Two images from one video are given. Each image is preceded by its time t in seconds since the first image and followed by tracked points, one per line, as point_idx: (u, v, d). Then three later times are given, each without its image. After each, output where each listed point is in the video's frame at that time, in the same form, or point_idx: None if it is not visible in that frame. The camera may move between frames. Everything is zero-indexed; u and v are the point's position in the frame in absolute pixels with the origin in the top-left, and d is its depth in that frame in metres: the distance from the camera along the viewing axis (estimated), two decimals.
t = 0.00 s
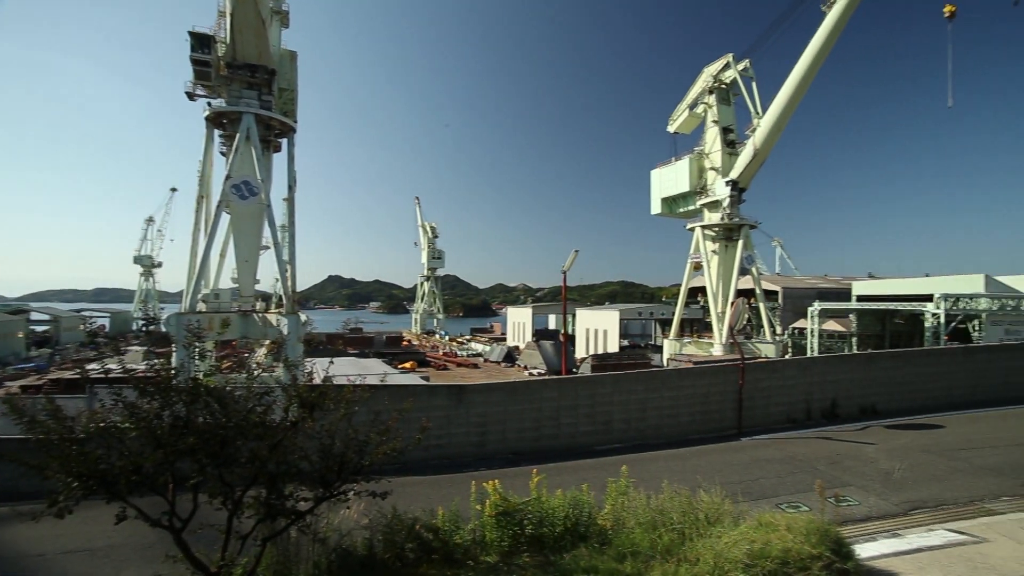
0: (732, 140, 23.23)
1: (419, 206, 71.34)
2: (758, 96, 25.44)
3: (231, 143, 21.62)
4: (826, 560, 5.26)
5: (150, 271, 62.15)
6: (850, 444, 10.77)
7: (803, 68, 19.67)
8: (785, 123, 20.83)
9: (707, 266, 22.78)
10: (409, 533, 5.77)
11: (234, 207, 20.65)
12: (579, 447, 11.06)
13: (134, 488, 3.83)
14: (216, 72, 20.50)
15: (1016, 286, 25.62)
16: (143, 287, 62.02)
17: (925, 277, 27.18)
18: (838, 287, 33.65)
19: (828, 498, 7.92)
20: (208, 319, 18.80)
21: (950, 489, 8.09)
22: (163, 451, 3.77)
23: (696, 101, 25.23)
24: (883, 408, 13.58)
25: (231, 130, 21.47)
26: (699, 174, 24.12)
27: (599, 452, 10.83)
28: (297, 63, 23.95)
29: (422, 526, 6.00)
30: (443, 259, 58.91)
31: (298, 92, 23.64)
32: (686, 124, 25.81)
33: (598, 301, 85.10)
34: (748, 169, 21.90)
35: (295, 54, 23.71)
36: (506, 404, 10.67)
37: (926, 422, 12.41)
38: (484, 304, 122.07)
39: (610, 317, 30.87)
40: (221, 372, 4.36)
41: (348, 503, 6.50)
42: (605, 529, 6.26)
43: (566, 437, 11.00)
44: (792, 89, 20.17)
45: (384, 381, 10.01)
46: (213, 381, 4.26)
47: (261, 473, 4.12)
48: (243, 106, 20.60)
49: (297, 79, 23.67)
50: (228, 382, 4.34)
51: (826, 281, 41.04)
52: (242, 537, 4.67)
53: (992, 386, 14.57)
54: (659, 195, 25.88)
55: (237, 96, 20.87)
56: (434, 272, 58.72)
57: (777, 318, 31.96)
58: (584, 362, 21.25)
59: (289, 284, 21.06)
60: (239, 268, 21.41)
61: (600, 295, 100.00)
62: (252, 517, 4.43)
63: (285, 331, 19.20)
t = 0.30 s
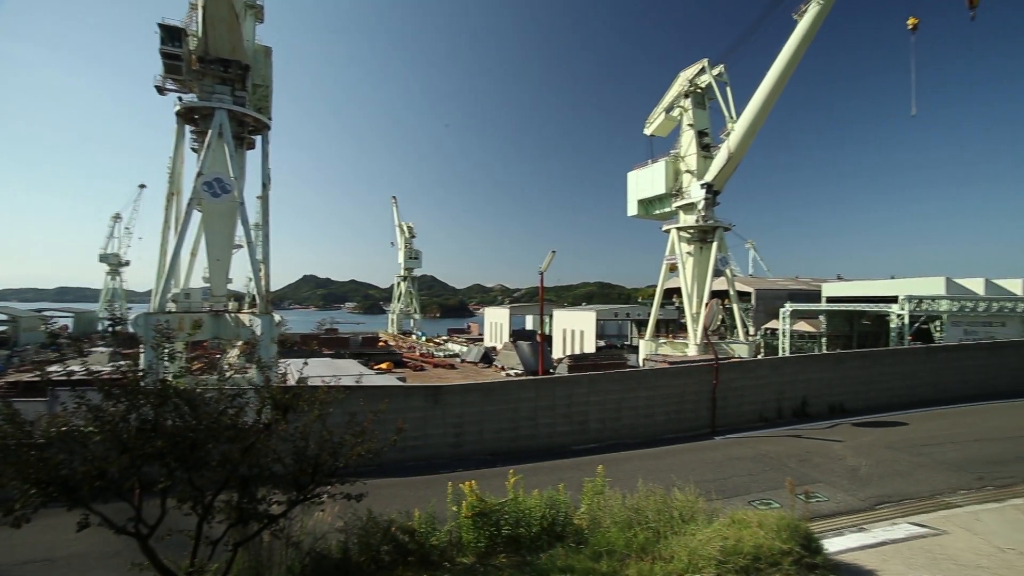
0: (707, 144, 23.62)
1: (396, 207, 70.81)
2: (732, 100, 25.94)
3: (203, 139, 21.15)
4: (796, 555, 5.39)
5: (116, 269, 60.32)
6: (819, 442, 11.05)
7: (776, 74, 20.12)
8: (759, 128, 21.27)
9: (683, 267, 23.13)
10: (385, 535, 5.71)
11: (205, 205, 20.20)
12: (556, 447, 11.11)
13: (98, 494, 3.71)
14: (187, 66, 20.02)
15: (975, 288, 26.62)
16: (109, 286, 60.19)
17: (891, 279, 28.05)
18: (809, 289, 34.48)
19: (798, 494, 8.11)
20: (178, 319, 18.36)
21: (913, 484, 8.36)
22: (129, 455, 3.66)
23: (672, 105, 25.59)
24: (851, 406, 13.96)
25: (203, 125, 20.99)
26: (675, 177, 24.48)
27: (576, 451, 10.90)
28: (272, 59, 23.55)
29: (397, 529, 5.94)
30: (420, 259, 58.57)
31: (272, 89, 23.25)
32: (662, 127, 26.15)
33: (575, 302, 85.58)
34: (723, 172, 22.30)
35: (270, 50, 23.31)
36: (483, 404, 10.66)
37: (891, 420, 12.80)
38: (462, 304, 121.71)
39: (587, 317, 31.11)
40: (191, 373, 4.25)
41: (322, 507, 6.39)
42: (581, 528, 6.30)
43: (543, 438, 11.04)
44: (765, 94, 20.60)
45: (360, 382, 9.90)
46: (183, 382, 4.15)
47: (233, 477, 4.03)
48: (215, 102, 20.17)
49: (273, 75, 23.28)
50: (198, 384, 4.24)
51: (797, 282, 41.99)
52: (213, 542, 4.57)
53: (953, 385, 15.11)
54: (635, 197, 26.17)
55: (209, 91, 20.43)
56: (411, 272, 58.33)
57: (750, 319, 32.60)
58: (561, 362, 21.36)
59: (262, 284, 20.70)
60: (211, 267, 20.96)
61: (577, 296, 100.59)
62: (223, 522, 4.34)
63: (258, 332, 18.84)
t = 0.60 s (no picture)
0: (684, 147, 23.95)
1: (374, 206, 70.15)
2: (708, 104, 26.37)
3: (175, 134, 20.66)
4: (768, 551, 5.51)
5: (80, 267, 58.44)
6: (791, 440, 11.30)
7: (751, 80, 20.52)
8: (734, 132, 21.66)
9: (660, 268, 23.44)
10: (361, 537, 5.65)
11: (177, 202, 19.74)
12: (534, 447, 11.14)
13: (61, 500, 3.58)
14: (158, 59, 19.52)
15: (939, 290, 27.57)
16: (73, 285, 58.26)
17: (859, 281, 28.86)
18: (781, 290, 35.24)
19: (770, 492, 8.29)
20: (148, 319, 17.90)
21: (880, 479, 8.62)
22: (95, 459, 3.54)
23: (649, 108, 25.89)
24: (822, 405, 14.30)
25: (174, 121, 20.52)
26: (652, 179, 24.78)
27: (553, 451, 10.94)
28: (247, 54, 23.08)
29: (374, 531, 5.87)
30: (397, 259, 58.14)
31: (247, 84, 22.83)
32: (640, 129, 26.44)
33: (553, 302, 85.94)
34: (699, 174, 22.65)
35: (245, 44, 22.89)
36: (461, 405, 10.63)
37: (859, 418, 13.16)
38: (440, 305, 121.18)
39: (565, 318, 31.30)
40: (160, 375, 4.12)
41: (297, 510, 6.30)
42: (559, 528, 6.33)
43: (521, 438, 11.06)
44: (740, 99, 20.99)
45: (336, 383, 9.78)
46: (152, 384, 4.03)
47: (204, 480, 3.94)
48: (187, 97, 19.73)
49: (247, 71, 22.84)
50: (168, 386, 4.13)
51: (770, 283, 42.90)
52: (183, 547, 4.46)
53: (917, 383, 15.62)
54: (613, 199, 26.40)
55: (181, 86, 19.96)
56: (388, 272, 57.86)
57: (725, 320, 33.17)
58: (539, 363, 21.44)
59: (236, 283, 20.32)
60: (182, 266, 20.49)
61: (555, 297, 101.03)
62: (194, 527, 4.25)
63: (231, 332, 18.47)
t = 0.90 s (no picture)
0: (663, 149, 24.22)
1: (353, 206, 69.43)
2: (687, 107, 26.72)
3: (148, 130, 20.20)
4: (745, 548, 5.59)
5: (47, 266, 56.66)
6: (766, 439, 11.51)
7: (729, 84, 20.85)
8: (712, 135, 21.98)
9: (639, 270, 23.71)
10: (339, 540, 5.56)
11: (150, 199, 19.32)
12: (514, 448, 11.15)
13: (26, 506, 3.46)
14: (130, 53, 19.06)
15: (909, 291, 28.35)
16: (39, 284, 56.47)
17: (833, 282, 29.53)
18: (758, 291, 35.86)
19: (747, 490, 8.42)
20: (120, 319, 17.47)
21: (852, 476, 8.82)
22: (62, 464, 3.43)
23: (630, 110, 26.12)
24: (797, 403, 14.58)
25: (148, 116, 20.08)
26: (632, 181, 25.03)
27: (534, 452, 10.96)
28: (224, 49, 22.66)
29: (353, 533, 5.79)
30: (377, 259, 57.67)
31: (223, 80, 22.43)
32: (621, 131, 26.65)
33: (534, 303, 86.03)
34: (678, 176, 22.91)
35: (222, 39, 22.48)
36: (441, 406, 10.59)
37: (833, 416, 13.46)
38: (421, 305, 120.50)
39: (546, 318, 31.39)
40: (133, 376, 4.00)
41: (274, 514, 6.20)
42: (539, 529, 6.34)
43: (501, 439, 11.06)
44: (718, 103, 21.31)
45: (314, 385, 9.65)
46: (123, 386, 3.91)
47: (178, 485, 3.85)
48: (161, 91, 19.31)
49: (224, 66, 22.45)
50: (140, 388, 4.01)
51: (748, 284, 43.63)
52: (155, 552, 4.37)
53: (888, 382, 16.04)
54: (594, 200, 26.58)
55: (155, 80, 19.54)
56: (368, 272, 57.35)
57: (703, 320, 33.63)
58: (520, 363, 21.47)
59: (212, 283, 19.96)
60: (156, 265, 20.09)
61: (536, 297, 101.27)
62: (167, 532, 4.16)
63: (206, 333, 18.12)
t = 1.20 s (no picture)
0: (640, 151, 24.50)
1: (328, 205, 68.48)
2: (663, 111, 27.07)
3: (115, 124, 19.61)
4: (718, 545, 5.69)
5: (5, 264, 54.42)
6: (739, 437, 11.74)
7: (704, 88, 21.19)
8: (687, 138, 22.34)
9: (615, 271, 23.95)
10: (313, 543, 5.42)
11: (116, 195, 18.75)
12: (491, 448, 11.15)
13: None
14: (96, 44, 18.47)
15: (874, 293, 29.26)
16: None
17: (803, 284, 30.27)
18: (731, 292, 36.55)
19: (721, 488, 8.56)
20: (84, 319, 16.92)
21: (820, 473, 9.06)
22: (20, 471, 3.30)
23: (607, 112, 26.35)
24: (769, 402, 14.90)
25: (114, 110, 19.51)
26: (609, 182, 25.28)
27: (510, 452, 10.97)
28: (195, 42, 22.14)
29: (327, 537, 5.68)
30: (353, 259, 57.02)
31: (194, 75, 21.92)
32: (598, 133, 26.87)
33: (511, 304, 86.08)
34: (654, 178, 23.17)
35: (193, 33, 21.96)
36: (417, 407, 10.53)
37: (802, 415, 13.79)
38: (398, 305, 119.53)
39: (523, 319, 31.47)
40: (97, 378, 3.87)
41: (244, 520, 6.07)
42: (515, 529, 6.36)
43: (477, 439, 11.04)
44: (693, 107, 21.63)
45: (287, 386, 9.48)
46: (87, 388, 3.78)
47: (145, 490, 3.74)
48: (129, 85, 18.79)
49: (195, 60, 21.94)
50: (104, 391, 3.89)
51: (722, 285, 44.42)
52: (120, 560, 4.24)
53: (855, 381, 16.51)
54: (571, 201, 26.74)
55: (122, 73, 18.99)
56: (343, 272, 56.65)
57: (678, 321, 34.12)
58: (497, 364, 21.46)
59: (181, 282, 19.47)
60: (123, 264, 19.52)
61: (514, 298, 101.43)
62: (132, 538, 4.04)
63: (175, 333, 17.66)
